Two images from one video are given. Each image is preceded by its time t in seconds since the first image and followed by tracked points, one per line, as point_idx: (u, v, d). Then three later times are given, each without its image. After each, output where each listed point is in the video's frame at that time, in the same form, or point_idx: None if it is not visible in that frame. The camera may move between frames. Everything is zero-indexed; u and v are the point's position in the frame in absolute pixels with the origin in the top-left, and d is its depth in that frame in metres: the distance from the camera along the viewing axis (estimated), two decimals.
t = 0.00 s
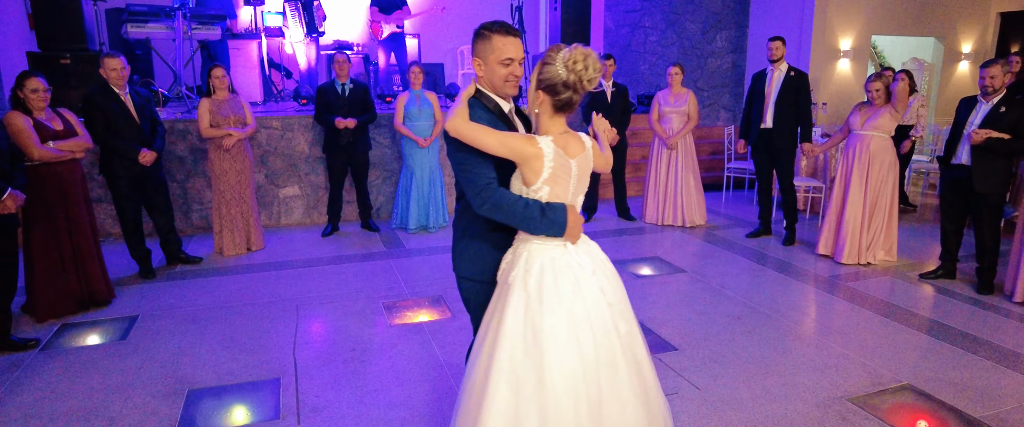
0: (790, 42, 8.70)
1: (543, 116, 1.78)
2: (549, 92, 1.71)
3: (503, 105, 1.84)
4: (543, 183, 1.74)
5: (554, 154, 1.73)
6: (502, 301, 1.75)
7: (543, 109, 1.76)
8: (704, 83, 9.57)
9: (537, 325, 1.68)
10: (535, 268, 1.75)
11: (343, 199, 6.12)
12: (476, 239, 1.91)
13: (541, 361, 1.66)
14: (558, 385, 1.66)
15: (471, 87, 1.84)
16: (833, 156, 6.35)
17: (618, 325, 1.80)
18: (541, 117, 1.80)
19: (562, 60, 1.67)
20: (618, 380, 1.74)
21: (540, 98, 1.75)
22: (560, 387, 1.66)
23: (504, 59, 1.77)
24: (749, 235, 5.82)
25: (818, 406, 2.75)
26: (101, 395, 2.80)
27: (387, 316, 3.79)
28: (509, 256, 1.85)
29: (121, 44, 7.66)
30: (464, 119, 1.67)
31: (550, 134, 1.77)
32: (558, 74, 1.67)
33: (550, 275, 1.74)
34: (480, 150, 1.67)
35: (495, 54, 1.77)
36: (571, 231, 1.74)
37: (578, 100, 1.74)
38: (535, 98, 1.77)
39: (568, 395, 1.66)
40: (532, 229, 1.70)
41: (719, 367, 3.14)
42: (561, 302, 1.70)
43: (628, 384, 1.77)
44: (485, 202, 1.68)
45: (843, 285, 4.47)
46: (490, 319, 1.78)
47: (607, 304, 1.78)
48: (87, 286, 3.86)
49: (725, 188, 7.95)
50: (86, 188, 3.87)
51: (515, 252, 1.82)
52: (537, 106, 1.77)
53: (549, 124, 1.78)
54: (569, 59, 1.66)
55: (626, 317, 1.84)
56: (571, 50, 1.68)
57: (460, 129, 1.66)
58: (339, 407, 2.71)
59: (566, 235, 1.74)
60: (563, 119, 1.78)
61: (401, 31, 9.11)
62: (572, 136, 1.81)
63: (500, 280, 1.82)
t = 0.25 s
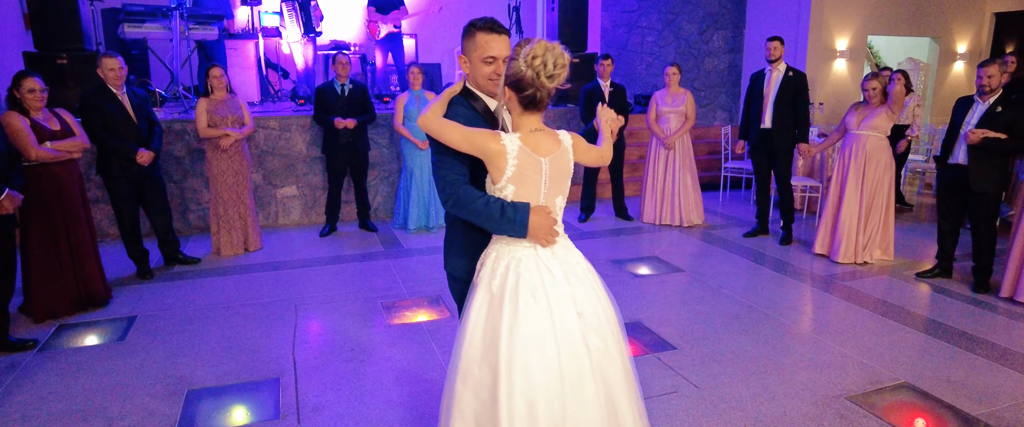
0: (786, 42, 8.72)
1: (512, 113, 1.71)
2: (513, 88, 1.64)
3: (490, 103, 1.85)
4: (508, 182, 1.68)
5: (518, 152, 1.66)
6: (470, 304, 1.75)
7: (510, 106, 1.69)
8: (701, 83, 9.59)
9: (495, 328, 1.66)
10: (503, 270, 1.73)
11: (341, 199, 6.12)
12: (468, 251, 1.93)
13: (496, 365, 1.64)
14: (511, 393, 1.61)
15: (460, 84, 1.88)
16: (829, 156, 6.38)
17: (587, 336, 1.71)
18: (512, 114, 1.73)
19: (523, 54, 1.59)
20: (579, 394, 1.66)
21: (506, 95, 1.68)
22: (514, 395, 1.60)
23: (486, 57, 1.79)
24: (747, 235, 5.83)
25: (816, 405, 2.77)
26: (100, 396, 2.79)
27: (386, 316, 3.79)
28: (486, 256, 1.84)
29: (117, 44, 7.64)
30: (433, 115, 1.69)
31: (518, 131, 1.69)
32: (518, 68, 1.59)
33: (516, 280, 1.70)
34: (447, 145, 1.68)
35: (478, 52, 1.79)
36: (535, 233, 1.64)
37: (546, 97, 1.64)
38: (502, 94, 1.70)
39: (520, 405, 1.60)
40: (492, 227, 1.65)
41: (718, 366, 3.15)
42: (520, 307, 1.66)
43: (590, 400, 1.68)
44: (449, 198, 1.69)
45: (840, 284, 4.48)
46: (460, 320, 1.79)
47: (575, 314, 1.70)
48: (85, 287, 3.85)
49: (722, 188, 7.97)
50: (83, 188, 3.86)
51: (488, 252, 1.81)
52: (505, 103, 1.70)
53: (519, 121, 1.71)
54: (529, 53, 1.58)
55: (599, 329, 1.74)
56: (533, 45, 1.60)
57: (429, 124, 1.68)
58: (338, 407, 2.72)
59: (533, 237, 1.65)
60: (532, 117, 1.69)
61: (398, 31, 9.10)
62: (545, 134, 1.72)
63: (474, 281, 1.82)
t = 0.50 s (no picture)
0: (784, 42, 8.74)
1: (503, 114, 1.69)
2: (502, 89, 1.62)
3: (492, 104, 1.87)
4: (496, 183, 1.67)
5: (506, 153, 1.65)
6: (461, 304, 1.78)
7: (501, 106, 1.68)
8: (699, 83, 9.60)
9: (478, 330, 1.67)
10: (492, 272, 1.73)
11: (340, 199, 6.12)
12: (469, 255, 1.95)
13: (475, 366, 1.65)
14: (485, 395, 1.61)
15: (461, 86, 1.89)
16: (827, 156, 6.40)
17: (571, 344, 1.68)
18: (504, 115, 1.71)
19: (509, 54, 1.58)
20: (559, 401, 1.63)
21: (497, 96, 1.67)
22: (488, 396, 1.61)
23: (483, 57, 1.82)
24: (745, 235, 5.84)
25: (816, 404, 2.78)
26: (100, 396, 2.79)
27: (386, 316, 3.79)
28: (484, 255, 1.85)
29: (115, 44, 7.62)
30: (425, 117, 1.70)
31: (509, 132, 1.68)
32: (503, 68, 1.58)
33: (501, 282, 1.70)
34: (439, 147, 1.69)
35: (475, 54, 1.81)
36: (523, 235, 1.63)
37: (534, 97, 1.62)
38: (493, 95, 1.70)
39: (495, 407, 1.60)
40: (481, 229, 1.66)
41: (718, 365, 3.16)
42: (502, 310, 1.65)
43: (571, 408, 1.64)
44: (440, 199, 1.71)
45: (839, 283, 4.50)
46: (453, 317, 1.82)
47: (558, 320, 1.67)
48: (84, 287, 3.84)
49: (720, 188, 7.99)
50: (82, 188, 3.86)
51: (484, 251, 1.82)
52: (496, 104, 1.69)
53: (510, 122, 1.69)
54: (514, 53, 1.57)
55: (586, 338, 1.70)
56: (519, 44, 1.59)
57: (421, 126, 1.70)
58: (339, 407, 2.72)
59: (521, 238, 1.63)
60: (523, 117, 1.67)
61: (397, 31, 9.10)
62: (537, 135, 1.70)
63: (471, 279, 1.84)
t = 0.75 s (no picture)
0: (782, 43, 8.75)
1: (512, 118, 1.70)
2: (509, 93, 1.63)
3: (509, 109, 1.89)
4: (502, 186, 1.69)
5: (512, 156, 1.66)
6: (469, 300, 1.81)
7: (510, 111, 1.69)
8: (697, 83, 9.61)
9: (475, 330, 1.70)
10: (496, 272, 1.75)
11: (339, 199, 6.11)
12: (481, 259, 2.04)
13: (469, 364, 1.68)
14: (474, 394, 1.65)
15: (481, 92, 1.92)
16: (826, 156, 6.41)
17: (565, 350, 1.66)
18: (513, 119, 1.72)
19: (514, 58, 1.59)
20: (546, 407, 1.62)
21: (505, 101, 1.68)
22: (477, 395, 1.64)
23: (498, 61, 1.87)
24: (744, 235, 5.85)
25: (816, 403, 2.78)
26: (100, 396, 2.79)
27: (386, 316, 3.79)
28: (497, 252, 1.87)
29: (114, 44, 7.62)
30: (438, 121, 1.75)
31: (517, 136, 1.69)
32: (508, 71, 1.60)
33: (502, 283, 1.71)
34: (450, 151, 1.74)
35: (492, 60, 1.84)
36: (529, 237, 1.62)
37: (539, 100, 1.61)
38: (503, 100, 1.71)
39: (482, 406, 1.63)
40: (490, 233, 1.68)
41: (718, 365, 3.16)
42: (498, 312, 1.67)
43: (559, 415, 1.63)
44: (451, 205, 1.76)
45: (837, 283, 4.51)
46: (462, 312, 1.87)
47: (553, 327, 1.65)
48: (83, 288, 3.84)
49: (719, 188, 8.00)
50: (81, 189, 3.85)
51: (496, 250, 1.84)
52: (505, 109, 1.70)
53: (519, 127, 1.69)
54: (518, 57, 1.57)
55: (581, 345, 1.67)
56: (524, 47, 1.60)
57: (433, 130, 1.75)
58: (340, 407, 2.72)
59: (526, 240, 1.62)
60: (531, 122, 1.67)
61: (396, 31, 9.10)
62: (545, 138, 1.70)
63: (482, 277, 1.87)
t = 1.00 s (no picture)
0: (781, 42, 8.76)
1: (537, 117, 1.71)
2: (532, 92, 1.64)
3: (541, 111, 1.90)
4: (527, 185, 1.71)
5: (537, 154, 1.67)
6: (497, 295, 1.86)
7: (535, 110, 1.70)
8: (696, 83, 9.61)
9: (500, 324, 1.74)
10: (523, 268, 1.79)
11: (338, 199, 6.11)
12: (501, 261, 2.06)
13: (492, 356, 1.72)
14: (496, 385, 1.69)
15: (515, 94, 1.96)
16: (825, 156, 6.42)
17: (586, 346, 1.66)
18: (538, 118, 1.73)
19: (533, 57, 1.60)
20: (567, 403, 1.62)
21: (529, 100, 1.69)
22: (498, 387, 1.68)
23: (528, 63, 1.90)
24: (743, 235, 5.86)
25: (815, 402, 2.79)
26: (100, 397, 2.79)
27: (386, 316, 3.79)
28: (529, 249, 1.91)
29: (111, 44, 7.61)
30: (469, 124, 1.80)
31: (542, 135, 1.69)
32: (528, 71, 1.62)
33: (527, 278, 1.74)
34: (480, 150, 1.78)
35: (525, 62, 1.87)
36: (553, 236, 1.62)
37: (561, 97, 1.61)
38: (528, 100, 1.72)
39: (502, 396, 1.67)
40: (518, 232, 1.69)
41: (717, 364, 3.17)
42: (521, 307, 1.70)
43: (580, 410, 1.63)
44: (480, 204, 1.78)
45: (837, 282, 4.52)
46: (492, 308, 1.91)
47: (574, 322, 1.66)
48: (82, 289, 3.83)
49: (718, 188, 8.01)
50: (80, 189, 3.84)
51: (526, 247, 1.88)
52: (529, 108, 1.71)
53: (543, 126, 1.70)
54: (537, 55, 1.59)
55: (604, 342, 1.67)
56: (542, 45, 1.60)
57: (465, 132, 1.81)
58: (340, 407, 2.72)
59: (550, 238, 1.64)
60: (556, 119, 1.67)
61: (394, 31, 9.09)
62: (570, 136, 1.70)
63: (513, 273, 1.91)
